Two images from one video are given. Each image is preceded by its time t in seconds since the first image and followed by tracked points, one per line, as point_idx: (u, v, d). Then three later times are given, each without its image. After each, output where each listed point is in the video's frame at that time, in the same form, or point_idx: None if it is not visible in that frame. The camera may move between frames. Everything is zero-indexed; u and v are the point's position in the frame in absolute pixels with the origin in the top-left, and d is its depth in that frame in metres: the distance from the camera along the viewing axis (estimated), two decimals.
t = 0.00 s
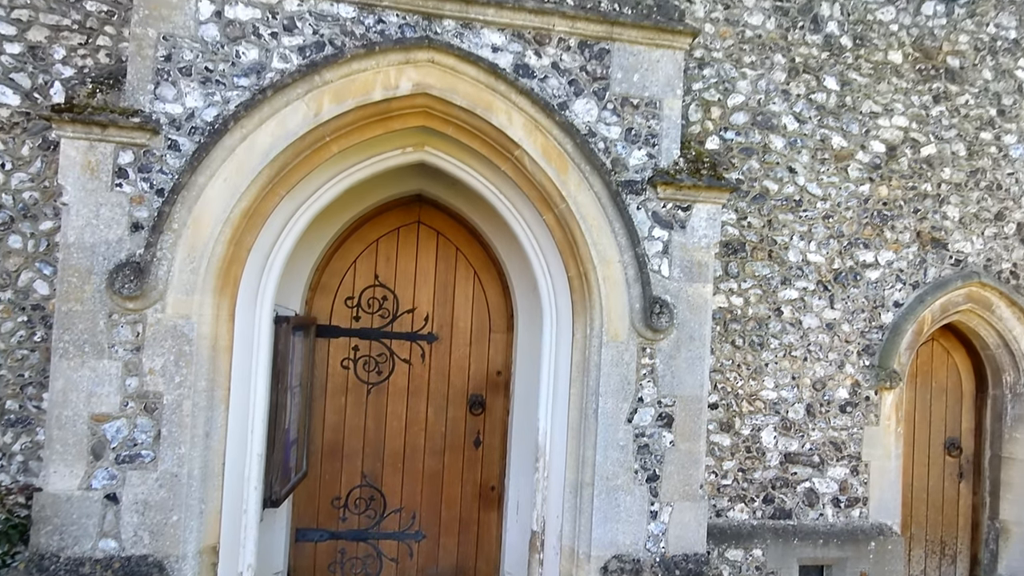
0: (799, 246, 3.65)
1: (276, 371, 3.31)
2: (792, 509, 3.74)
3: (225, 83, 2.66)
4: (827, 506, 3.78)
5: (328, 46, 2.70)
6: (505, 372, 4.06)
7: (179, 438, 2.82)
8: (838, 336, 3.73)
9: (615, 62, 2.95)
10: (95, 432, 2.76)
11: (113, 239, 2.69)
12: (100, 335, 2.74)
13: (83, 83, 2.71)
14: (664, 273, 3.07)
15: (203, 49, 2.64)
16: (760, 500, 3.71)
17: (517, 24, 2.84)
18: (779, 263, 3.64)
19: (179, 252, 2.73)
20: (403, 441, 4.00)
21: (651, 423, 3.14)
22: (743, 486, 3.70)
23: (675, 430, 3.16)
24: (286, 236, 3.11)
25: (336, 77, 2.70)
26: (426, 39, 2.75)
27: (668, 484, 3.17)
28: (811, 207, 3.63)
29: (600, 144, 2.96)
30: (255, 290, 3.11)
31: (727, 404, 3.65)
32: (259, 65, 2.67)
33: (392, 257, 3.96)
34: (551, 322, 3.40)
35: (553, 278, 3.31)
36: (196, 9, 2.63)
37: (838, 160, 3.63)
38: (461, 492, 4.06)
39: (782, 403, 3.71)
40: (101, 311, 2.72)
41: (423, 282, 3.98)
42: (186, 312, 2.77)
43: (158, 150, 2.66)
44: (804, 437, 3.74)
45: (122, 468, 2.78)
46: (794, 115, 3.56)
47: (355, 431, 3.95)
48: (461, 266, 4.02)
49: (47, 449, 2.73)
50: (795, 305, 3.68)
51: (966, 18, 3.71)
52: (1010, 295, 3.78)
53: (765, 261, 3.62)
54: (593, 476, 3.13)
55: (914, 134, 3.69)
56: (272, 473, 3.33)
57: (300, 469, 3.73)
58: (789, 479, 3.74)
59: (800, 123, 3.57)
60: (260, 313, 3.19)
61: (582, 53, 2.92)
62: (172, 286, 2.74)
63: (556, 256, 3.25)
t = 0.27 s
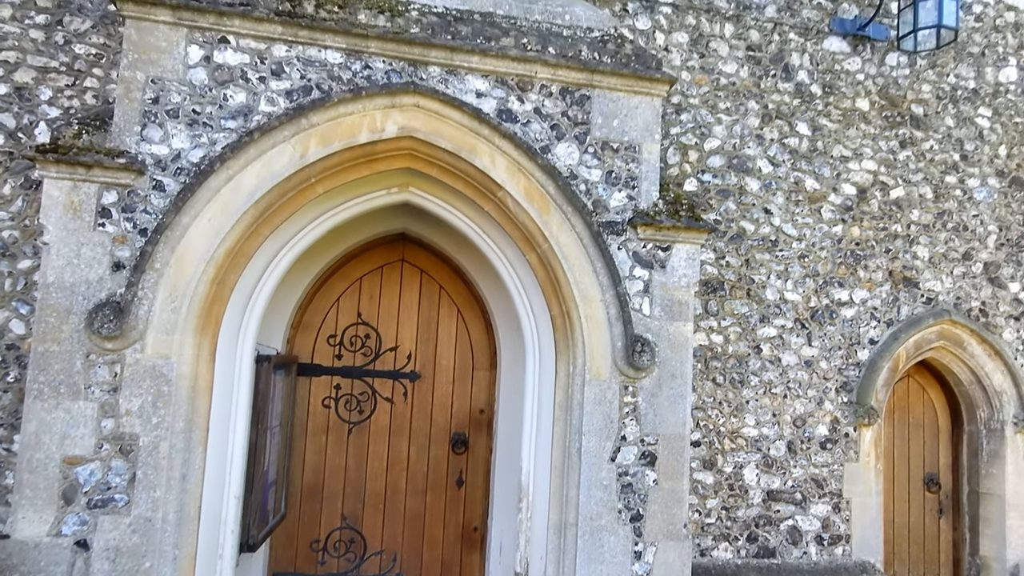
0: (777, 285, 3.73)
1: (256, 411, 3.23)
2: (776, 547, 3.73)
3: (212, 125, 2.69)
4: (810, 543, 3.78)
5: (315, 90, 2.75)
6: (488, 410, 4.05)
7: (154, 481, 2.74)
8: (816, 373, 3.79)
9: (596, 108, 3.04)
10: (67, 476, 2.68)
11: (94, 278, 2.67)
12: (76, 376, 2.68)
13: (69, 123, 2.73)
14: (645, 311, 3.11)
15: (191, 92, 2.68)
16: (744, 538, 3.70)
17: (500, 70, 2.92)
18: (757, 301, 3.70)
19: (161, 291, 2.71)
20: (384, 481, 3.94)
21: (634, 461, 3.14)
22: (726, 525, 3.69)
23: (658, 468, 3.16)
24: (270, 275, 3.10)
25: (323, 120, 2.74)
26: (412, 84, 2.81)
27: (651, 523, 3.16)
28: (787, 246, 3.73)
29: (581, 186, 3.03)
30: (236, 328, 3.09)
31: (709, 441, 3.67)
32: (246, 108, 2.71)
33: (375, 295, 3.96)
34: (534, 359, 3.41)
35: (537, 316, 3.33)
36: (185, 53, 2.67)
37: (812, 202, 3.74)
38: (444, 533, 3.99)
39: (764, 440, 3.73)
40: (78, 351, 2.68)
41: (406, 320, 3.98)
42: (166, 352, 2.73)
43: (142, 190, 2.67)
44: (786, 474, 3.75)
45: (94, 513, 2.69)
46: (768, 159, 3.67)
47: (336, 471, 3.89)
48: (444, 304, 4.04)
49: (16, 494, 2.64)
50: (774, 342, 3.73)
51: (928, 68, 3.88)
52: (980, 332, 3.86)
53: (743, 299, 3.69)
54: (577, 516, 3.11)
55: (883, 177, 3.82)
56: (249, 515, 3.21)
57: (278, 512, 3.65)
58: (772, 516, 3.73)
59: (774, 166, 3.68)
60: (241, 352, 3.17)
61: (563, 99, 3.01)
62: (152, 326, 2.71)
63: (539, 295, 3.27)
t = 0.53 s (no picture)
0: (759, 322, 3.78)
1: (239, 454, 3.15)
2: None
3: (202, 166, 2.71)
4: None
5: (305, 132, 2.79)
6: (474, 449, 4.01)
7: (131, 526, 2.64)
8: (800, 410, 3.81)
9: (581, 150, 3.12)
10: (40, 521, 2.58)
11: (77, 317, 2.64)
12: (54, 418, 2.61)
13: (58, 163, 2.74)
14: (631, 350, 3.13)
15: (181, 133, 2.70)
16: None
17: (488, 114, 2.99)
18: (741, 338, 3.75)
19: (145, 330, 2.67)
20: (367, 523, 3.86)
21: (622, 501, 3.12)
22: (714, 565, 3.63)
23: (645, 507, 3.14)
24: (256, 314, 3.09)
25: (312, 161, 2.78)
26: (401, 127, 2.87)
27: (640, 564, 3.11)
28: (769, 285, 3.79)
29: (567, 226, 3.08)
30: (220, 367, 3.06)
31: (696, 479, 3.65)
32: (236, 149, 2.74)
33: (361, 333, 3.95)
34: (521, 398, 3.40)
35: (523, 355, 3.32)
36: (177, 95, 2.70)
37: (791, 242, 3.83)
38: None
39: (750, 478, 3.72)
40: (57, 393, 2.61)
41: (391, 358, 3.97)
42: (147, 393, 2.68)
43: (130, 230, 2.67)
44: (772, 513, 3.73)
45: (66, 560, 2.58)
46: (749, 200, 3.77)
47: (318, 513, 3.81)
48: (430, 342, 4.03)
49: None
50: (758, 379, 3.76)
51: (898, 115, 4.04)
52: (958, 369, 3.93)
53: (727, 337, 3.73)
54: (564, 558, 3.06)
55: (859, 218, 3.93)
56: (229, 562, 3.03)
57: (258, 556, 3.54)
58: (760, 556, 3.69)
59: (754, 207, 3.78)
60: (225, 391, 3.13)
61: (549, 142, 3.08)
62: (134, 366, 2.66)
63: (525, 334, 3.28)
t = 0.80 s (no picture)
0: (744, 358, 3.81)
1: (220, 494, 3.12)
2: None
3: (191, 203, 2.73)
4: None
5: (295, 169, 2.82)
6: (460, 486, 3.96)
7: (107, 570, 2.53)
8: (786, 446, 3.82)
9: (567, 189, 3.18)
10: (12, 566, 2.47)
11: (59, 354, 2.59)
12: (31, 458, 2.52)
13: (44, 200, 2.76)
14: (618, 386, 3.14)
15: (171, 171, 2.72)
16: None
17: (476, 153, 3.05)
18: (726, 373, 3.77)
19: (128, 368, 2.62)
20: (351, 564, 3.77)
21: (610, 539, 3.07)
22: None
23: (634, 546, 3.09)
24: (241, 350, 3.06)
25: (302, 199, 2.80)
26: (390, 166, 2.91)
27: None
28: (752, 320, 3.84)
29: (554, 263, 3.11)
30: (204, 405, 3.01)
31: (684, 516, 3.61)
32: (226, 187, 2.76)
33: (347, 369, 3.93)
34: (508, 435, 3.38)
35: (510, 392, 3.31)
36: (168, 133, 2.73)
37: (774, 278, 3.89)
38: None
39: (738, 514, 3.69)
40: (36, 432, 2.53)
41: (377, 394, 3.94)
42: (128, 432, 2.60)
43: (116, 266, 2.65)
44: (761, 550, 3.69)
45: None
46: (731, 237, 3.84)
47: (300, 554, 3.72)
48: (416, 378, 4.01)
49: None
50: (743, 415, 3.77)
51: (873, 155, 4.17)
52: (939, 404, 3.97)
53: (712, 372, 3.75)
54: None
55: (839, 255, 4.02)
56: None
57: None
58: None
59: (736, 244, 3.85)
60: (208, 429, 3.08)
61: (535, 180, 3.14)
62: (115, 404, 2.60)
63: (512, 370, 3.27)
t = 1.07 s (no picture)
0: (731, 390, 3.83)
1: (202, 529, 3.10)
2: None
3: (181, 236, 2.74)
4: None
5: (286, 203, 2.85)
6: (447, 521, 3.91)
7: None
8: (773, 478, 3.81)
9: (555, 223, 3.22)
10: None
11: (43, 389, 2.54)
12: (10, 495, 2.46)
13: (33, 233, 2.75)
14: (606, 419, 3.14)
15: (163, 204, 2.74)
16: None
17: (466, 188, 3.09)
18: (714, 405, 3.78)
19: (113, 402, 2.58)
20: None
21: None
22: None
23: None
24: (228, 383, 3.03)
25: (292, 232, 2.82)
26: (381, 200, 2.95)
27: None
28: (738, 352, 3.88)
29: (542, 296, 3.14)
30: (189, 439, 2.97)
31: (673, 551, 3.58)
32: (217, 221, 2.77)
33: (334, 402, 3.90)
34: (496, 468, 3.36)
35: (499, 425, 3.29)
36: (160, 168, 2.75)
37: (759, 310, 3.95)
38: None
39: (727, 548, 3.67)
40: (16, 468, 2.47)
41: (365, 427, 3.91)
42: (111, 467, 2.55)
43: (104, 299, 2.64)
44: None
45: None
46: (717, 270, 3.90)
47: None
48: (404, 410, 3.99)
49: None
50: (731, 447, 3.77)
51: (854, 191, 4.28)
52: (924, 436, 4.01)
53: (699, 404, 3.76)
54: None
55: (822, 288, 4.09)
56: None
57: None
58: None
59: (722, 277, 3.90)
60: (192, 464, 3.03)
61: (524, 215, 3.19)
62: (99, 439, 2.54)
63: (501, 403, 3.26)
